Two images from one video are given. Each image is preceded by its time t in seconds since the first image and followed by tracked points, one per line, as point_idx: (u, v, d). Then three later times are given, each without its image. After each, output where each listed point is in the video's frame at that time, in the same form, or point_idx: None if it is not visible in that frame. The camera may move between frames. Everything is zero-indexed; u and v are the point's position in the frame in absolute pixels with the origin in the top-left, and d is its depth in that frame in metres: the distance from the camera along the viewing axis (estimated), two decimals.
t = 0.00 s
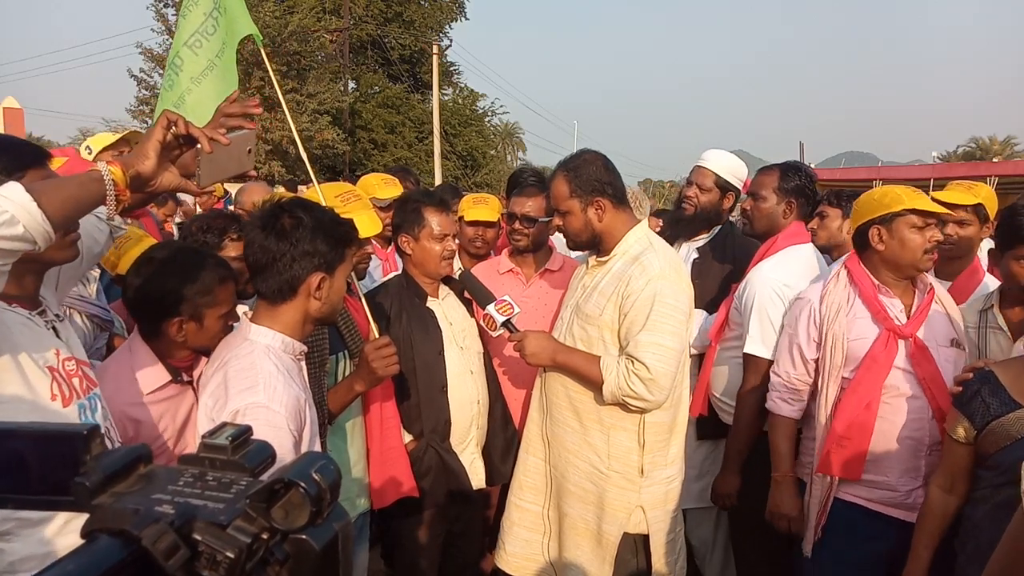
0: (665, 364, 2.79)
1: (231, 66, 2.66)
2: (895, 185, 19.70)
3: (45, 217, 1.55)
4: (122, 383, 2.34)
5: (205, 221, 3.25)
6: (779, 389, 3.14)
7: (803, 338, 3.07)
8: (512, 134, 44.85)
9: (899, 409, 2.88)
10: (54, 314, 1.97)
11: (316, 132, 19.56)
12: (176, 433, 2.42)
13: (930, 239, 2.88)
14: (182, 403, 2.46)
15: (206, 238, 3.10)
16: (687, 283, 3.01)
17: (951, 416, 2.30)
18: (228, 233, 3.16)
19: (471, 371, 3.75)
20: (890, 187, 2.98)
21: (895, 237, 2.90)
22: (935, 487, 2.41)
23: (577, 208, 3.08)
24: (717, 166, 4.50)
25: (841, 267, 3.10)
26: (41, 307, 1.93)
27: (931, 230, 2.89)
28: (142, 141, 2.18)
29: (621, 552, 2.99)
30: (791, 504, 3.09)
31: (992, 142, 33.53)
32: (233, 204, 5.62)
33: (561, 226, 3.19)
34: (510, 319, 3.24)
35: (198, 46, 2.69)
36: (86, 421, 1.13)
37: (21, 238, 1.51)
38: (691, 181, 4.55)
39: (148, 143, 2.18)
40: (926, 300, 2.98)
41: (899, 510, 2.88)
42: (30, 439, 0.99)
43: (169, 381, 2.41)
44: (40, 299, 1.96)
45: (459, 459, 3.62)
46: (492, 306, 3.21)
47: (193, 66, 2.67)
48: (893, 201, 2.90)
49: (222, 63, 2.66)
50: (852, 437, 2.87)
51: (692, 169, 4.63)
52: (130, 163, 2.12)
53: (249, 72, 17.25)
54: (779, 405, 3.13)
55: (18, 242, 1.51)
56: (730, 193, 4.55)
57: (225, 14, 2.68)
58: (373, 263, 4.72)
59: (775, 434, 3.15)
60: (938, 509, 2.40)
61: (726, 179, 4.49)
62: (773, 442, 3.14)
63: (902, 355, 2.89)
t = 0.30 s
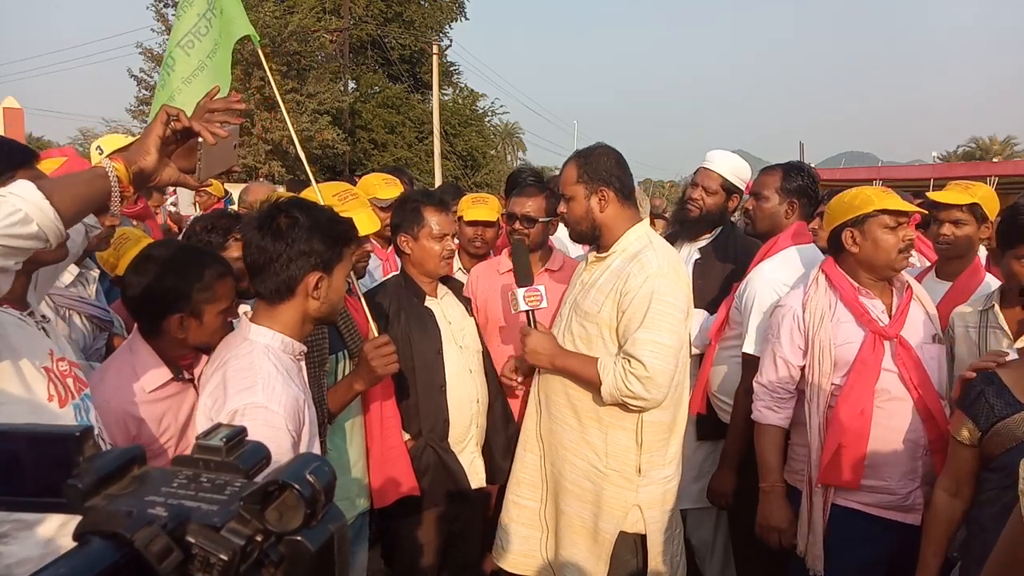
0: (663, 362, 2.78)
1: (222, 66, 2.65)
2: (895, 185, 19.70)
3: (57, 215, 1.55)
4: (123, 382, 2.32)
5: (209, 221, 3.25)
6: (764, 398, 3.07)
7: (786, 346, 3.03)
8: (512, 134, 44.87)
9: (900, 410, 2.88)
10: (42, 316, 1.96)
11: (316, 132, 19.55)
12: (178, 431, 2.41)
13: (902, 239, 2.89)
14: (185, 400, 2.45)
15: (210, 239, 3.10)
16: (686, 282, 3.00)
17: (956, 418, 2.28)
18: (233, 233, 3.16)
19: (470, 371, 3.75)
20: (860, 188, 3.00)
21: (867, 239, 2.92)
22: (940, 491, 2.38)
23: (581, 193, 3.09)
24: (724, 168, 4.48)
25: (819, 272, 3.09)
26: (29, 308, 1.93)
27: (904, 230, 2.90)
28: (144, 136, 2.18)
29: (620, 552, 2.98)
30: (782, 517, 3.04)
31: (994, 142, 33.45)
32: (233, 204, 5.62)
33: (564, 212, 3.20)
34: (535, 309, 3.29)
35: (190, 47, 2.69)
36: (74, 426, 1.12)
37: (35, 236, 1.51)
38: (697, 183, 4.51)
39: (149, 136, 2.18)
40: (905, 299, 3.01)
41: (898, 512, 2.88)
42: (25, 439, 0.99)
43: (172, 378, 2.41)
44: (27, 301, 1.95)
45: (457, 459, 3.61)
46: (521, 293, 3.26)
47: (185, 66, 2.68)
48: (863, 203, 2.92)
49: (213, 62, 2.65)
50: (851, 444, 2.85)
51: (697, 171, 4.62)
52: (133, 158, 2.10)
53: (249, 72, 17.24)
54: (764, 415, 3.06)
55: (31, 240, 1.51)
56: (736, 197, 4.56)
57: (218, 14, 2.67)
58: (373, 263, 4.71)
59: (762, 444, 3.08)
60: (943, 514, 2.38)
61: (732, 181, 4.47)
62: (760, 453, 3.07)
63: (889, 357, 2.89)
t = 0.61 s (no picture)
0: (654, 362, 2.76)
1: (218, 65, 2.62)
2: (895, 185, 19.69)
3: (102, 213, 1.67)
4: (123, 380, 2.31)
5: (211, 221, 3.24)
6: (761, 397, 3.06)
7: (781, 343, 3.02)
8: (512, 134, 44.87)
9: (899, 410, 2.86)
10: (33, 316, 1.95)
11: (316, 132, 19.54)
12: (178, 429, 2.40)
13: (898, 241, 2.88)
14: (183, 399, 2.44)
15: (212, 238, 3.09)
16: (685, 284, 2.98)
17: (955, 420, 2.28)
18: (234, 234, 3.15)
19: (470, 371, 3.74)
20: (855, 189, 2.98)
21: (863, 241, 2.92)
22: (940, 492, 2.37)
23: (584, 194, 3.08)
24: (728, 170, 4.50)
25: (813, 270, 3.09)
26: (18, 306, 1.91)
27: (899, 232, 2.88)
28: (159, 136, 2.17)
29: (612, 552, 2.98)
30: (791, 513, 2.95)
31: (993, 142, 33.44)
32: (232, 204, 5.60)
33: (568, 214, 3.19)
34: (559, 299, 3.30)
35: (189, 45, 2.69)
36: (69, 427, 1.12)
37: (86, 235, 1.62)
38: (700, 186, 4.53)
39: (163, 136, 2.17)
40: (900, 298, 3.01)
41: (895, 511, 2.88)
42: (17, 440, 0.98)
43: (169, 377, 2.40)
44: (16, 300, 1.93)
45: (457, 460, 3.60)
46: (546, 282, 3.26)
47: (183, 64, 2.67)
48: (859, 205, 2.91)
49: (210, 61, 2.63)
50: (844, 440, 2.84)
51: (701, 173, 4.61)
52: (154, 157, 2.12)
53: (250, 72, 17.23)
54: (762, 413, 3.05)
55: (83, 238, 1.62)
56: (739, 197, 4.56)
57: (216, 13, 2.65)
58: (373, 263, 4.70)
59: (763, 444, 3.07)
60: (943, 515, 2.37)
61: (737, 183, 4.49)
62: (761, 451, 3.06)
63: (881, 354, 2.89)
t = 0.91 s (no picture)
0: (654, 364, 2.76)
1: (222, 64, 2.63)
2: (895, 184, 19.68)
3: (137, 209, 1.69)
4: (123, 379, 2.31)
5: (209, 221, 3.24)
6: (758, 399, 3.07)
7: (779, 346, 3.03)
8: (512, 134, 44.91)
9: (899, 410, 2.86)
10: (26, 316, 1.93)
11: (316, 132, 19.54)
12: (178, 429, 2.39)
13: (896, 245, 2.89)
14: (182, 398, 2.44)
15: (211, 238, 3.09)
16: (684, 285, 2.98)
17: (953, 421, 2.27)
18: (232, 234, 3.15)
19: (471, 371, 3.74)
20: (860, 189, 2.95)
21: (862, 243, 2.91)
22: (938, 493, 2.36)
23: (582, 197, 3.08)
24: (731, 170, 4.48)
25: (811, 271, 3.09)
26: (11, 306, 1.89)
27: (898, 237, 2.89)
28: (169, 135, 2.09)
29: (609, 553, 2.96)
30: (769, 516, 3.05)
31: (993, 142, 33.43)
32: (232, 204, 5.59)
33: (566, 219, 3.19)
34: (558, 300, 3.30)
35: (191, 44, 2.68)
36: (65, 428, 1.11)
37: (126, 232, 1.63)
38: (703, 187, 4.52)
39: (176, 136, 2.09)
40: (897, 298, 3.00)
41: (895, 511, 2.88)
42: (16, 442, 0.98)
43: (168, 377, 2.39)
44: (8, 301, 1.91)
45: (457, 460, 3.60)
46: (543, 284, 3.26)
47: (185, 63, 2.68)
48: (863, 207, 2.89)
49: (214, 60, 2.64)
50: (841, 442, 2.85)
51: (705, 174, 4.59)
52: (170, 156, 2.03)
53: (250, 72, 17.23)
54: (758, 416, 3.07)
55: (124, 235, 1.62)
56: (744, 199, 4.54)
57: (221, 11, 2.64)
58: (372, 262, 4.70)
59: (755, 444, 3.09)
60: (942, 516, 2.36)
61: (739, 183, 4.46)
62: (751, 454, 3.08)
63: (880, 356, 2.88)
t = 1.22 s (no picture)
0: (654, 365, 2.76)
1: (224, 66, 2.65)
2: (896, 184, 19.67)
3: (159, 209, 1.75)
4: (122, 378, 2.31)
5: (209, 221, 3.24)
6: (757, 400, 3.07)
7: (778, 347, 3.03)
8: (512, 134, 44.91)
9: (898, 411, 2.86)
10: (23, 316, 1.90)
11: (316, 133, 19.53)
12: (176, 429, 2.39)
13: (891, 244, 2.89)
14: (182, 398, 2.43)
15: (210, 238, 3.09)
16: (685, 286, 2.98)
17: (949, 421, 2.27)
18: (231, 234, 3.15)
19: (471, 372, 3.74)
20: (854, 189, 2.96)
21: (857, 242, 2.91)
22: (935, 493, 2.36)
23: (582, 196, 3.07)
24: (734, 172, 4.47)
25: (810, 273, 3.09)
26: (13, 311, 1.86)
27: (893, 236, 2.90)
28: (182, 131, 2.06)
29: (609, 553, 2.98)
30: (772, 517, 3.04)
31: (993, 142, 33.41)
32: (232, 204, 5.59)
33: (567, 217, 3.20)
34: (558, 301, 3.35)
35: (189, 44, 2.67)
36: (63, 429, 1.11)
37: (150, 230, 1.69)
38: (707, 188, 4.54)
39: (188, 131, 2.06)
40: (896, 298, 3.00)
41: (894, 511, 2.87)
42: (14, 443, 0.98)
43: (168, 377, 2.39)
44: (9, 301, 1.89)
45: (457, 461, 3.60)
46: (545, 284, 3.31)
47: (185, 63, 2.66)
48: (858, 206, 2.89)
49: (215, 61, 2.64)
50: (841, 442, 2.85)
51: (713, 178, 4.57)
52: (185, 155, 2.01)
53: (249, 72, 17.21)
54: (757, 417, 3.06)
55: (148, 234, 1.68)
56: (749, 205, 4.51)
57: (220, 12, 2.66)
58: (372, 262, 4.70)
59: (756, 447, 3.08)
60: (939, 515, 2.35)
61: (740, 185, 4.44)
62: (753, 457, 3.08)
63: (880, 356, 2.88)
